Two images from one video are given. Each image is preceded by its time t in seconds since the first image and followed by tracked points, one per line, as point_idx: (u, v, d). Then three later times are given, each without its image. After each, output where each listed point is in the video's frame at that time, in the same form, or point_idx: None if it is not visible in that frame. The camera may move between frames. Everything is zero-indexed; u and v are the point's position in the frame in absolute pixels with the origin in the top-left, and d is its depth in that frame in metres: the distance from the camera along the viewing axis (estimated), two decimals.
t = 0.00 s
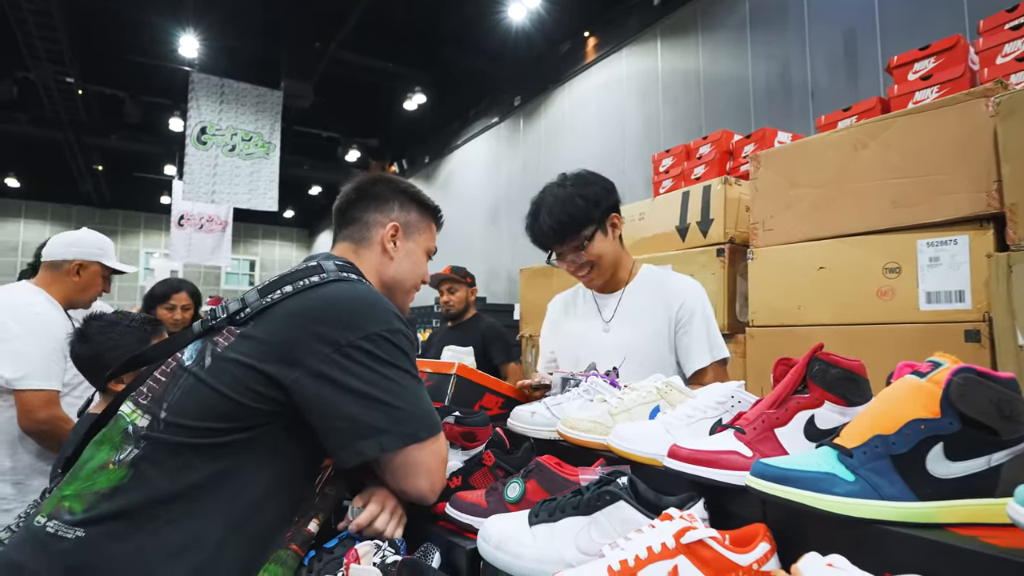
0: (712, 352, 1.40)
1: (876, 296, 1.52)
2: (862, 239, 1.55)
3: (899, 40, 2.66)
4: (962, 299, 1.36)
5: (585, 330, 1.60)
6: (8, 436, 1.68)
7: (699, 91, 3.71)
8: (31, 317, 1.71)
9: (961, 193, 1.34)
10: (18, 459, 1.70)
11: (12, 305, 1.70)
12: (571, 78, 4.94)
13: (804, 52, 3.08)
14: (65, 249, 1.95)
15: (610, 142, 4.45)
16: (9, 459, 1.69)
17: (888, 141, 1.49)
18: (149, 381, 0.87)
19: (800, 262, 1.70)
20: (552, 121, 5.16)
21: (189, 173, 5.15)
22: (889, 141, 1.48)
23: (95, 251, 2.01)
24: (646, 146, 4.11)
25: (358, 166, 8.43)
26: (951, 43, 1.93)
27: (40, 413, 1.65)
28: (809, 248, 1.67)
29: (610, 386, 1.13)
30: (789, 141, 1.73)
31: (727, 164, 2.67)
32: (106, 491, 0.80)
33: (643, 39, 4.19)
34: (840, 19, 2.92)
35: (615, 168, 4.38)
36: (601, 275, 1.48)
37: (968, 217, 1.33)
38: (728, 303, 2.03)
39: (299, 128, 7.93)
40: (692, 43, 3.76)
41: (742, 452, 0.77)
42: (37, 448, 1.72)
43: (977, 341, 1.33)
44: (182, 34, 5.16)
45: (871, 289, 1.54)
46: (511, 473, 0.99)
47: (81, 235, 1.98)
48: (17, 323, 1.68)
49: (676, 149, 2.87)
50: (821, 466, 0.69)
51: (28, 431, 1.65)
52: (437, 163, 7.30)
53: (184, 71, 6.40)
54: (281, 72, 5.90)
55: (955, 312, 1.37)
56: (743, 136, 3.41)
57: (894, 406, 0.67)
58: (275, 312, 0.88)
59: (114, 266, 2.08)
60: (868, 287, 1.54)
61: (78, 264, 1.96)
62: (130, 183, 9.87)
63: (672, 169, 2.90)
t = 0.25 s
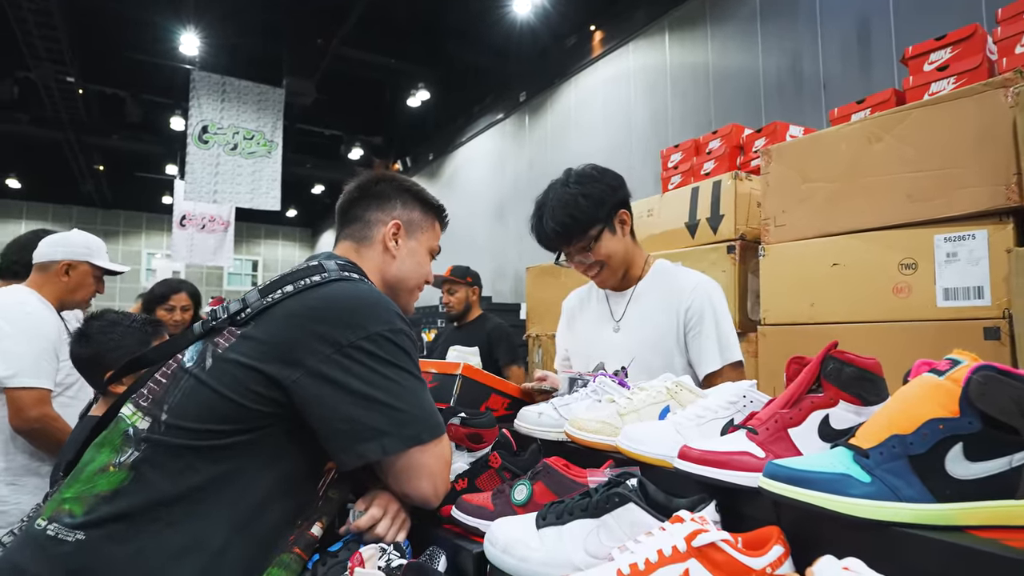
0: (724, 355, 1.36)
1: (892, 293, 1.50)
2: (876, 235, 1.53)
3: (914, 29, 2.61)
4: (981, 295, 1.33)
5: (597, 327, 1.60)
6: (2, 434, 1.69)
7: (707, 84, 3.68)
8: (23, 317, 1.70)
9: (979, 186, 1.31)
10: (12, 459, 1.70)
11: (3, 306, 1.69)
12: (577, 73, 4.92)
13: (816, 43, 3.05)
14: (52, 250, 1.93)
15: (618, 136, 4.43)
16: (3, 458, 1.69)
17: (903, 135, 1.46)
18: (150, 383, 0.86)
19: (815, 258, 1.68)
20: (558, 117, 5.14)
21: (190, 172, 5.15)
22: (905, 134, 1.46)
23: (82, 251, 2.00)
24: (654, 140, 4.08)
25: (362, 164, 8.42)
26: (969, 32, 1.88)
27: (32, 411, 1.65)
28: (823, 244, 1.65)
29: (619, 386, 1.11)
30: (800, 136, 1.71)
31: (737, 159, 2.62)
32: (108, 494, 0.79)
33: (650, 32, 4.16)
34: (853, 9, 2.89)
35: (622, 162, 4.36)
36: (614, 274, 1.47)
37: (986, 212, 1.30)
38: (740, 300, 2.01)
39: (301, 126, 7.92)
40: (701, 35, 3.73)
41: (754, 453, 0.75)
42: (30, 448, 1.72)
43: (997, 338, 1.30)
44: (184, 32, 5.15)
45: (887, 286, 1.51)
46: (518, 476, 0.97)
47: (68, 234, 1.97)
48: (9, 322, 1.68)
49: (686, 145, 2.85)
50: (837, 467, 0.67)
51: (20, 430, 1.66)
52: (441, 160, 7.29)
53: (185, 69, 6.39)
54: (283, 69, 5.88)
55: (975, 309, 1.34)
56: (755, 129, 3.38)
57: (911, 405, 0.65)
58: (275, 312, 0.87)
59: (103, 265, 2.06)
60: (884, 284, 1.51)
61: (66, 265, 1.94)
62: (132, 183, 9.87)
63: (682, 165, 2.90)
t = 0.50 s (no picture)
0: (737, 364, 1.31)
1: (905, 292, 1.48)
2: (889, 233, 1.51)
3: (927, 22, 2.58)
4: (997, 294, 1.31)
5: (609, 329, 1.58)
6: None
7: (715, 78, 3.66)
8: (14, 315, 1.70)
9: (994, 182, 1.30)
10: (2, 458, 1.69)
11: None
12: (582, 69, 4.90)
13: (826, 37, 3.03)
14: (38, 251, 1.93)
15: (624, 132, 4.41)
16: None
17: (916, 130, 1.45)
18: (148, 385, 0.84)
19: (826, 257, 1.66)
20: (563, 114, 5.11)
21: (189, 171, 5.14)
22: (917, 130, 1.44)
23: (68, 250, 1.99)
24: (660, 136, 4.07)
25: (363, 163, 8.40)
26: (983, 24, 1.88)
27: (20, 411, 1.64)
28: (834, 242, 1.64)
29: (625, 387, 1.10)
30: (810, 131, 1.70)
31: (745, 155, 2.61)
32: (105, 496, 0.77)
33: (656, 27, 4.14)
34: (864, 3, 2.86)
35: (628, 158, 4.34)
36: (627, 279, 1.43)
37: (1001, 209, 1.29)
38: (748, 299, 1.99)
39: (302, 124, 7.90)
40: (709, 30, 3.72)
41: (764, 456, 0.74)
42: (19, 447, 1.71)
43: (1014, 338, 1.29)
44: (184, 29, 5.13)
45: (899, 285, 1.49)
46: (522, 480, 0.96)
47: (53, 234, 1.96)
48: None
49: (693, 141, 2.82)
50: (849, 471, 0.65)
51: (8, 430, 1.64)
52: (443, 159, 7.27)
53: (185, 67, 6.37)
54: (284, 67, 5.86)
55: (990, 308, 1.33)
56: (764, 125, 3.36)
57: (925, 406, 0.63)
58: (275, 314, 0.85)
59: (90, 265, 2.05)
60: (896, 282, 1.50)
61: (52, 264, 1.93)
62: (131, 182, 9.85)
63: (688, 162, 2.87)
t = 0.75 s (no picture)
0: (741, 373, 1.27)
1: (909, 292, 1.47)
2: (893, 233, 1.50)
3: (931, 20, 2.57)
4: (1003, 295, 1.30)
5: (616, 332, 1.58)
6: None
7: (717, 76, 3.66)
8: None
9: (1000, 181, 1.29)
10: None
11: None
12: (583, 67, 4.88)
13: (830, 34, 3.02)
14: (19, 250, 1.92)
15: (625, 130, 4.39)
16: None
17: (921, 129, 1.44)
18: (143, 385, 0.83)
19: (829, 257, 1.66)
20: (563, 112, 5.10)
21: (186, 169, 5.11)
22: (922, 129, 1.43)
23: (49, 249, 1.96)
24: (661, 134, 4.06)
25: (361, 162, 8.37)
26: (989, 22, 1.86)
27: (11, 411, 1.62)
28: (838, 242, 1.63)
29: (626, 389, 1.09)
30: (814, 130, 1.69)
31: (748, 154, 2.60)
32: (99, 498, 0.76)
33: (658, 24, 4.13)
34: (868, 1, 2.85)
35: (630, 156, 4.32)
36: (635, 282, 1.42)
37: (1006, 208, 1.28)
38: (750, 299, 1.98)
39: (299, 122, 7.87)
40: (711, 27, 3.71)
41: (767, 458, 0.73)
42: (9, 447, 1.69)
43: (1019, 338, 1.28)
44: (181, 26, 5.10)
45: (903, 285, 1.49)
46: (521, 482, 0.95)
47: (34, 234, 1.94)
48: None
49: (695, 140, 2.81)
50: (852, 473, 0.64)
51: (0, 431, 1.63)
52: (443, 157, 7.24)
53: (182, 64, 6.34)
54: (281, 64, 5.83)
55: (996, 308, 1.32)
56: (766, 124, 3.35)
57: (929, 408, 0.62)
58: (272, 315, 0.84)
59: (74, 264, 2.02)
60: (900, 283, 1.49)
61: (31, 263, 1.92)
62: (126, 180, 9.80)
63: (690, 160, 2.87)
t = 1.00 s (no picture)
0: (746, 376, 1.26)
1: (914, 292, 1.47)
2: (898, 232, 1.50)
3: (937, 17, 2.57)
4: (1008, 295, 1.30)
5: (622, 333, 1.56)
6: None
7: (721, 73, 3.65)
8: None
9: (1008, 180, 1.29)
10: None
11: None
12: (584, 63, 4.87)
13: (835, 31, 3.02)
14: None
15: (627, 127, 4.39)
16: None
17: (926, 127, 1.43)
18: (136, 387, 0.82)
19: (832, 256, 1.65)
20: (564, 109, 5.08)
21: (180, 167, 5.09)
22: (926, 128, 1.43)
23: (23, 245, 1.95)
24: (664, 132, 4.05)
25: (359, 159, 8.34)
26: (995, 19, 1.85)
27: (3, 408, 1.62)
28: (841, 241, 1.62)
29: (627, 389, 1.08)
30: (817, 128, 1.68)
31: (751, 152, 2.59)
32: (93, 501, 0.75)
33: (660, 20, 4.12)
34: None
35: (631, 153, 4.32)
36: (641, 283, 1.41)
37: (1013, 209, 1.28)
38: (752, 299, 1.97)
39: (296, 119, 7.84)
40: (714, 23, 3.70)
41: (768, 460, 0.72)
42: None
43: None
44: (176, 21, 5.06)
45: (908, 285, 1.49)
46: (520, 484, 0.94)
47: (6, 231, 1.94)
48: None
49: (698, 138, 2.81)
50: (856, 475, 0.63)
51: None
52: (442, 155, 7.21)
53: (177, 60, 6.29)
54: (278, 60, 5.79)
55: (1001, 309, 1.32)
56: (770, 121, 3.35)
57: (934, 409, 0.61)
58: (266, 315, 0.83)
59: (48, 258, 1.99)
60: (905, 283, 1.49)
61: (6, 260, 1.92)
62: (119, 176, 9.73)
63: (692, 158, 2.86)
